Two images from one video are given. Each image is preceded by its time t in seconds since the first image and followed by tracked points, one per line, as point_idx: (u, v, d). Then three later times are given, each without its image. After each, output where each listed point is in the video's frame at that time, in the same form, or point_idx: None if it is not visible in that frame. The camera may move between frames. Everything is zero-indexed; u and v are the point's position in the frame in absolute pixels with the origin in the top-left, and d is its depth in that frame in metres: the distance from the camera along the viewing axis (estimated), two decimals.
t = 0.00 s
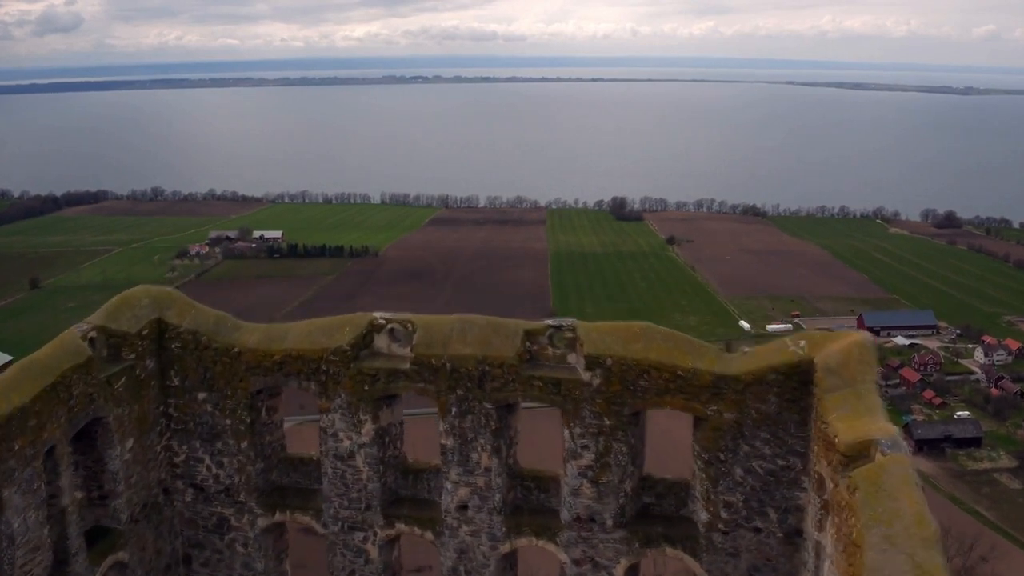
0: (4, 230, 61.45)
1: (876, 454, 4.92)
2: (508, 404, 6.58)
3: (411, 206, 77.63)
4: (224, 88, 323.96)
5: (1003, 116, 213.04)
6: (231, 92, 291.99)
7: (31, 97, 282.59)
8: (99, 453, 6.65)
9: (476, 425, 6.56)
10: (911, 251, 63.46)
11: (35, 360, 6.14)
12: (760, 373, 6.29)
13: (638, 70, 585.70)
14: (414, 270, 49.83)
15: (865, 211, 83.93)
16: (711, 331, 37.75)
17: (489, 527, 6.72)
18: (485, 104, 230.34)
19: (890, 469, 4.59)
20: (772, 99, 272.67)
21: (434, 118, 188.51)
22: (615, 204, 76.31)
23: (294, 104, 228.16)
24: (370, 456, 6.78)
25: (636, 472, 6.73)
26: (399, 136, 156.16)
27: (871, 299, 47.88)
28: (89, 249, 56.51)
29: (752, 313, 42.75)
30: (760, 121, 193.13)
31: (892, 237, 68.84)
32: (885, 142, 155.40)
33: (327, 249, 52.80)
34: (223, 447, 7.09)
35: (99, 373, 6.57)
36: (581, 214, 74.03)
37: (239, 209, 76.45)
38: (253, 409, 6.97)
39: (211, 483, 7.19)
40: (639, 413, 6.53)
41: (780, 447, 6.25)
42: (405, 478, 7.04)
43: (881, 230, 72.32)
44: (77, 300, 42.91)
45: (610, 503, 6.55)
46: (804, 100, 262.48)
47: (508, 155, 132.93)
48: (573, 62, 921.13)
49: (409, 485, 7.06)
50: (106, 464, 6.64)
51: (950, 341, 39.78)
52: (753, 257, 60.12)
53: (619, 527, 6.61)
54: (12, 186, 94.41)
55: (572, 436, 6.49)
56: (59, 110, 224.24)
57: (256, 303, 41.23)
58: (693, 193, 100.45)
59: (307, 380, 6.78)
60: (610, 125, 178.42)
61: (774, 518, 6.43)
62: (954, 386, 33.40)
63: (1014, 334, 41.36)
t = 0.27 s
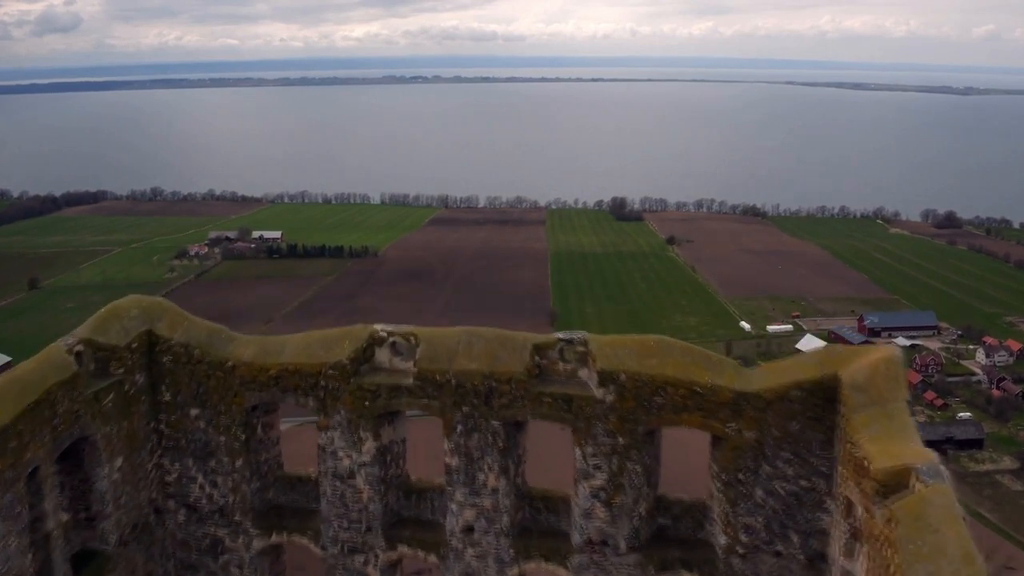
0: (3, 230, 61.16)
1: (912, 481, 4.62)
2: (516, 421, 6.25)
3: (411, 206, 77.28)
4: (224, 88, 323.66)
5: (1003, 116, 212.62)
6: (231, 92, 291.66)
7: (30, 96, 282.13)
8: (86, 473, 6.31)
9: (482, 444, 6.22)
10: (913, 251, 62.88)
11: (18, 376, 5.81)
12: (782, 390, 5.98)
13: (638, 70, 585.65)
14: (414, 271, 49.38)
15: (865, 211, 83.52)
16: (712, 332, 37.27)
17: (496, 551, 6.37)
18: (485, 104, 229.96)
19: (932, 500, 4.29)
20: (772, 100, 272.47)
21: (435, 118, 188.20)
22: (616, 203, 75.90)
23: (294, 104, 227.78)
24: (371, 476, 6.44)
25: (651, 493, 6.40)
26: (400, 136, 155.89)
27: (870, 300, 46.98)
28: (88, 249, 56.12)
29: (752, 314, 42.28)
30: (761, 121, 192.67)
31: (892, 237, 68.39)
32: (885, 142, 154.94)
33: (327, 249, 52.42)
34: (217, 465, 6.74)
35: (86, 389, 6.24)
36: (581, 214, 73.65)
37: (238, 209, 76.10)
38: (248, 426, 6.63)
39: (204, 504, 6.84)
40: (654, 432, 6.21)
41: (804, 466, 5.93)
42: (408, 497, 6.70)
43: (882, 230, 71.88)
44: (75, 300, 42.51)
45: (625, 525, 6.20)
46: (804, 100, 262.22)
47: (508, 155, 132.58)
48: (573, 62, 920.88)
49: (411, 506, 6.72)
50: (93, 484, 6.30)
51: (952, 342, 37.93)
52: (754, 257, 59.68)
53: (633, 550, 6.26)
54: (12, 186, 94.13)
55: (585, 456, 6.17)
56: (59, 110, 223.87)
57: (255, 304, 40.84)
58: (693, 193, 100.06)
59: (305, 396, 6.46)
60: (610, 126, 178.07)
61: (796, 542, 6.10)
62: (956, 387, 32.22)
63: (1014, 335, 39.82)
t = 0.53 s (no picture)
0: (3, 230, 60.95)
1: (951, 510, 4.35)
2: (525, 438, 5.96)
3: (411, 206, 77.01)
4: (224, 88, 323.31)
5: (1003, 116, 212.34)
6: (231, 92, 291.28)
7: (30, 96, 281.62)
8: (75, 492, 6.03)
9: (488, 462, 5.93)
10: (914, 252, 62.41)
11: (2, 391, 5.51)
12: (806, 405, 5.70)
13: (638, 71, 585.83)
14: (413, 271, 49.09)
15: (866, 211, 83.26)
16: (713, 332, 36.86)
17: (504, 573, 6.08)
18: (485, 104, 229.61)
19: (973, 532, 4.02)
20: (772, 100, 272.23)
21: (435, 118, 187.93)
22: (615, 204, 75.73)
23: (293, 104, 227.40)
24: (372, 494, 6.15)
25: (665, 511, 6.11)
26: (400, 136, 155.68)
27: (870, 300, 46.50)
28: (87, 249, 55.82)
29: (752, 314, 41.89)
30: (761, 121, 192.39)
31: (892, 237, 68.16)
32: (885, 142, 154.59)
33: (327, 249, 52.17)
34: (210, 482, 6.45)
35: (74, 404, 5.94)
36: (581, 214, 73.41)
37: (238, 209, 75.79)
38: (244, 442, 6.35)
39: (198, 522, 6.55)
40: (669, 449, 5.92)
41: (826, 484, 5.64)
42: (410, 515, 6.40)
43: (882, 230, 71.55)
44: (75, 300, 42.17)
45: (638, 544, 5.91)
46: (805, 100, 261.97)
47: (507, 155, 132.33)
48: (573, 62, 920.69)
49: (414, 524, 6.42)
50: (82, 504, 6.02)
51: (953, 342, 36.95)
52: (755, 257, 59.35)
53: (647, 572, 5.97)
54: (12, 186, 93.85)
55: (596, 475, 5.88)
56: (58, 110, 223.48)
57: (256, 304, 40.56)
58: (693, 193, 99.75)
59: (303, 411, 6.16)
60: (610, 126, 177.79)
61: (818, 565, 5.83)
62: (957, 387, 31.34)
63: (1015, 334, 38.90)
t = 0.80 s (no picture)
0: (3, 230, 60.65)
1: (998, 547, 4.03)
2: (536, 460, 5.63)
3: (410, 207, 76.70)
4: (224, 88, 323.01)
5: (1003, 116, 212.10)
6: (231, 92, 290.91)
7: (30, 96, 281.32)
8: (59, 515, 5.70)
9: (498, 485, 5.59)
10: (914, 252, 62.09)
11: None
12: (836, 427, 5.38)
13: (638, 71, 585.62)
14: (413, 271, 48.70)
15: (866, 211, 82.91)
16: (714, 333, 36.47)
17: None
18: (484, 104, 229.31)
19: None
20: (772, 100, 272.05)
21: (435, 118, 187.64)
22: (615, 204, 75.39)
23: (293, 104, 227.10)
24: (374, 518, 5.81)
25: (683, 538, 5.77)
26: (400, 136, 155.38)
27: (872, 300, 46.17)
28: (86, 249, 55.48)
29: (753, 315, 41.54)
30: (760, 121, 192.15)
31: (893, 237, 67.82)
32: (885, 142, 154.32)
33: (327, 249, 51.85)
34: (203, 504, 6.11)
35: (57, 424, 5.60)
36: (581, 214, 73.13)
37: (237, 209, 75.48)
38: (238, 462, 6.02)
39: (190, 547, 6.21)
40: (689, 472, 5.59)
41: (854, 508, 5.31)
42: (414, 540, 6.06)
43: (883, 231, 71.24)
44: (74, 301, 41.83)
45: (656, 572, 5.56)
46: (804, 100, 261.77)
47: (507, 155, 132.02)
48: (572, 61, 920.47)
49: (418, 549, 6.08)
50: (67, 529, 5.69)
51: (954, 343, 36.38)
52: (756, 257, 59.04)
53: None
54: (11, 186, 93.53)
55: (611, 499, 5.55)
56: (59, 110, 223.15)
57: (256, 304, 40.24)
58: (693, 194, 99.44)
59: (300, 431, 5.83)
60: (610, 126, 177.49)
61: None
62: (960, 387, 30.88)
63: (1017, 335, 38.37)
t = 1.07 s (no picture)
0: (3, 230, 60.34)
1: None
2: (546, 482, 5.31)
3: (410, 207, 76.36)
4: (224, 87, 322.70)
5: (1003, 116, 211.75)
6: (231, 91, 290.62)
7: (31, 96, 281.28)
8: (44, 541, 5.38)
9: (505, 510, 5.27)
10: (916, 252, 61.64)
11: None
12: (865, 448, 5.08)
13: (638, 72, 585.29)
14: (412, 272, 48.32)
15: (866, 211, 82.53)
16: (716, 334, 36.05)
17: None
18: (484, 104, 229.01)
19: None
20: (771, 100, 271.78)
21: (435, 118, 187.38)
22: (615, 204, 75.05)
23: (293, 103, 226.89)
24: (375, 543, 5.47)
25: (703, 564, 5.44)
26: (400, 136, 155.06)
27: (874, 300, 45.76)
28: (86, 249, 55.17)
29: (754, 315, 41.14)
30: (761, 121, 191.80)
31: (893, 238, 67.43)
32: (885, 142, 153.93)
33: (326, 249, 51.51)
34: (196, 527, 5.78)
35: (40, 444, 5.30)
36: (581, 214, 72.90)
37: (237, 209, 75.18)
38: (232, 484, 5.70)
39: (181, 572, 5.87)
40: (709, 496, 5.27)
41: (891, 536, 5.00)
42: (419, 565, 5.71)
43: (884, 231, 70.82)
44: (73, 301, 41.50)
45: None
46: (804, 99, 261.40)
47: (507, 155, 131.71)
48: (572, 62, 920.23)
49: None
50: (51, 554, 5.37)
51: (954, 344, 35.69)
52: (757, 257, 58.65)
53: None
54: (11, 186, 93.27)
55: (628, 525, 5.23)
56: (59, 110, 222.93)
57: (256, 304, 39.89)
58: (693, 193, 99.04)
59: (298, 450, 5.51)
60: (610, 125, 177.15)
61: None
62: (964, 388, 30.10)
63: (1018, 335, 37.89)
